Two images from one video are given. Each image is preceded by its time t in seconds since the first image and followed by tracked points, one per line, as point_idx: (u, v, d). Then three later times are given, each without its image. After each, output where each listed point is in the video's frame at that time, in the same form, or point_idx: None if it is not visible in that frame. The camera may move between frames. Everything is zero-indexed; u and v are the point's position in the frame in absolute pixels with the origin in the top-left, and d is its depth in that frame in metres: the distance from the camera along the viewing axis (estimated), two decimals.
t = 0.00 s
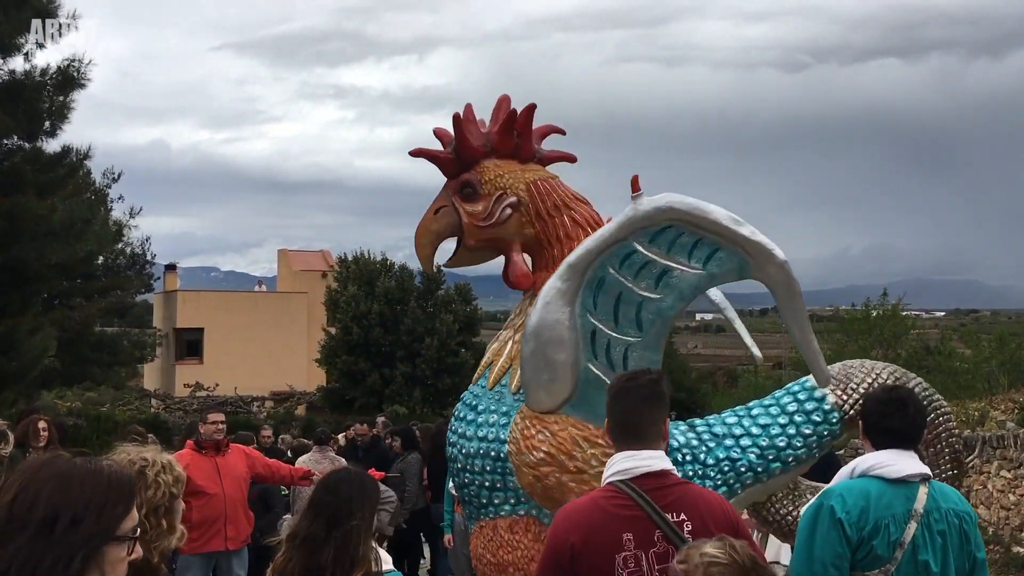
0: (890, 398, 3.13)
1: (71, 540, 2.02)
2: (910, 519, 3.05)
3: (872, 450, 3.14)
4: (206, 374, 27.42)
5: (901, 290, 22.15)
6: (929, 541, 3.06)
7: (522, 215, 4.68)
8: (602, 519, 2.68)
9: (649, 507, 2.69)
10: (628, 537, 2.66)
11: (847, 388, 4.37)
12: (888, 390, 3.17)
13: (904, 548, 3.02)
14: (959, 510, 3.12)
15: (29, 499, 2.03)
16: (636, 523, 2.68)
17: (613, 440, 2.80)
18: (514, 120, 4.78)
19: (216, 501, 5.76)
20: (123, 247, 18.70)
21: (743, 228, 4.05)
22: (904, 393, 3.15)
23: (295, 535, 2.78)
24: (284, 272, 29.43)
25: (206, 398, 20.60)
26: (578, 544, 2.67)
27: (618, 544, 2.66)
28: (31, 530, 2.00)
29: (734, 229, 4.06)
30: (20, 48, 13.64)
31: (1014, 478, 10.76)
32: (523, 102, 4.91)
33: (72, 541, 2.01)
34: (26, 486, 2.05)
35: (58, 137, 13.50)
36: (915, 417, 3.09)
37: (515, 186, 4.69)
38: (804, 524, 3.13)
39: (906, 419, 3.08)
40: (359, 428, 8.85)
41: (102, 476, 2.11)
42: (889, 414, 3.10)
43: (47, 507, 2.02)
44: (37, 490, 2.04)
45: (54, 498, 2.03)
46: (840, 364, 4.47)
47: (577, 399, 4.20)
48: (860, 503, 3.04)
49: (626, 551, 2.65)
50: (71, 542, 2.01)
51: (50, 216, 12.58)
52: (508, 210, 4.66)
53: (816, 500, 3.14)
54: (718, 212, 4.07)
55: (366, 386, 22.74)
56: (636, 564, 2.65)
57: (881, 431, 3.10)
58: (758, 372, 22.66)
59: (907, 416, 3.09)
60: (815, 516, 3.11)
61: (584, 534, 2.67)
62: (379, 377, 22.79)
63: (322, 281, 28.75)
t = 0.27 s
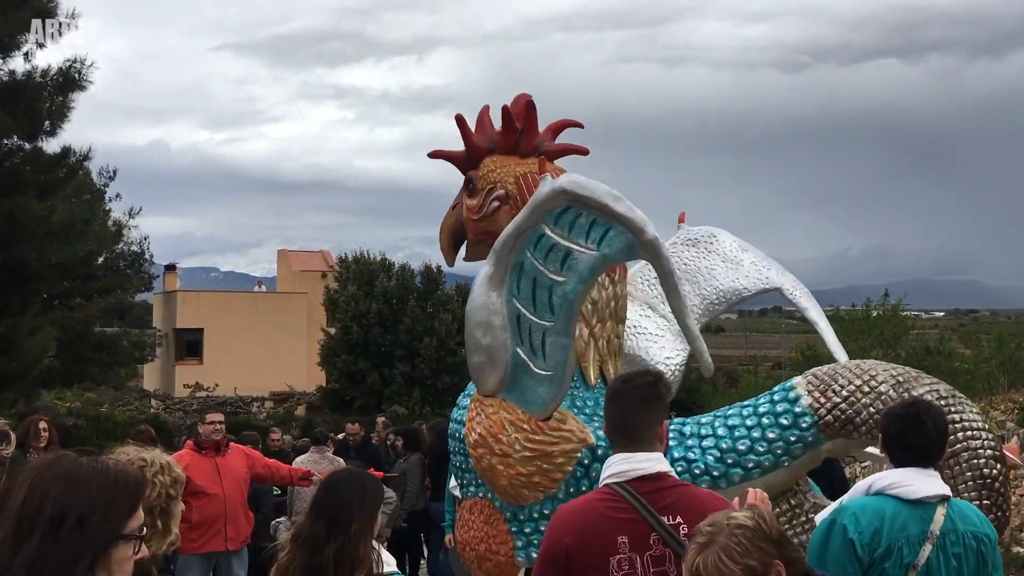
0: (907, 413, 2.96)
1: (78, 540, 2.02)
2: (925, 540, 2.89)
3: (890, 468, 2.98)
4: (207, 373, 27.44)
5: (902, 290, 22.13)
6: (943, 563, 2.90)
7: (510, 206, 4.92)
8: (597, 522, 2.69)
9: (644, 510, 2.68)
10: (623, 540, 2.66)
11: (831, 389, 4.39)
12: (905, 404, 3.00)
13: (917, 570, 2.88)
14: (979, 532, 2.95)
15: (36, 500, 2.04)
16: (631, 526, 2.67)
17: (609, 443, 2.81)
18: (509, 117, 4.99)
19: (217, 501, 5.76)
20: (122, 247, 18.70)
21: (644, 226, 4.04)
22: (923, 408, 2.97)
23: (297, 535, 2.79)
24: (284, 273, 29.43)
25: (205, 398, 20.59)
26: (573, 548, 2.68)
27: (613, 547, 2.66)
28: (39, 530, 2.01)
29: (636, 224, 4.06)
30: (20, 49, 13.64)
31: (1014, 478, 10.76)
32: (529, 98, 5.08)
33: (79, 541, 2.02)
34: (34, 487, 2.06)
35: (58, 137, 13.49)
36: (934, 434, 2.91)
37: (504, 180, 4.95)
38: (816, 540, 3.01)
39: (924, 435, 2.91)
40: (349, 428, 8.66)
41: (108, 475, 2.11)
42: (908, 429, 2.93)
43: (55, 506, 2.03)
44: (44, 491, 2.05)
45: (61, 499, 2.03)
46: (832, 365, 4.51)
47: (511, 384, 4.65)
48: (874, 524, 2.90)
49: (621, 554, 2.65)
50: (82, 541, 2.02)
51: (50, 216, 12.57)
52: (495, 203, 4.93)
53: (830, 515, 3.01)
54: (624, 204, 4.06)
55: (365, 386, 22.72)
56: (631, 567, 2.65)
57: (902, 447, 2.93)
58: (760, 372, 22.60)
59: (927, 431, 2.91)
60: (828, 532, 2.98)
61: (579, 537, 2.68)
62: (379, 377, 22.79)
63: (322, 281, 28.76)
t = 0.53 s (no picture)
0: (922, 434, 2.89)
1: (80, 539, 2.02)
2: (940, 569, 2.87)
3: (903, 493, 2.93)
4: (206, 374, 27.42)
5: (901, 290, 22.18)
6: None
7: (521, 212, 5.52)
8: (592, 523, 2.70)
9: (639, 511, 2.68)
10: (618, 540, 2.67)
11: (770, 395, 4.58)
12: (919, 424, 2.92)
13: None
14: (996, 557, 2.92)
15: (38, 499, 2.03)
16: (626, 526, 2.67)
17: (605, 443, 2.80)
18: (525, 127, 5.54)
19: (217, 502, 5.75)
20: (122, 247, 18.68)
21: (540, 233, 4.29)
22: (938, 428, 2.90)
23: (298, 535, 2.79)
24: (284, 273, 29.42)
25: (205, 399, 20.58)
26: (568, 550, 2.69)
27: (609, 548, 2.67)
28: (41, 529, 2.00)
29: (535, 231, 4.33)
30: (20, 48, 13.64)
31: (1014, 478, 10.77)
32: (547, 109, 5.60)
33: (82, 541, 2.01)
34: (34, 485, 2.04)
35: (58, 137, 13.47)
36: (949, 458, 2.85)
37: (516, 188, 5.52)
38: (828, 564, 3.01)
39: (935, 457, 2.85)
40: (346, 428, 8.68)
41: (109, 474, 2.10)
42: (921, 450, 2.87)
43: (57, 505, 2.02)
44: (46, 490, 2.04)
45: (64, 499, 2.02)
46: (777, 369, 4.69)
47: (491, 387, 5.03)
48: (885, 554, 2.88)
49: (616, 554, 2.66)
50: (84, 539, 2.01)
51: (49, 216, 12.57)
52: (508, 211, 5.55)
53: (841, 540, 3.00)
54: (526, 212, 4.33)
55: (365, 386, 22.73)
56: (627, 567, 2.66)
57: (913, 469, 2.88)
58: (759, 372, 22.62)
59: (939, 453, 2.85)
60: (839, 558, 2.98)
61: (574, 538, 2.69)
62: (378, 377, 22.79)
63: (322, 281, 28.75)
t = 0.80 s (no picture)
0: (905, 419, 2.89)
1: (80, 538, 2.02)
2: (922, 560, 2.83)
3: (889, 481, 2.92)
4: (206, 374, 27.41)
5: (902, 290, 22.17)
6: None
7: (527, 214, 5.56)
8: (588, 522, 2.70)
9: (635, 512, 2.68)
10: (614, 541, 2.67)
11: (714, 387, 4.22)
12: (904, 410, 2.92)
13: None
14: (985, 551, 2.84)
15: (37, 498, 2.03)
16: (622, 527, 2.67)
17: (600, 442, 2.81)
18: (529, 128, 5.59)
19: (216, 501, 5.75)
20: (122, 247, 18.68)
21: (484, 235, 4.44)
22: (923, 414, 2.89)
23: (295, 532, 2.79)
24: (284, 273, 29.42)
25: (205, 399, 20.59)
26: (564, 550, 2.69)
27: (604, 548, 2.66)
28: (40, 529, 2.00)
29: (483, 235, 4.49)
30: (19, 49, 13.65)
31: (1014, 477, 10.78)
32: (554, 109, 5.62)
33: (81, 538, 2.01)
34: (32, 485, 2.05)
35: (58, 137, 13.48)
36: (934, 441, 2.85)
37: (522, 191, 5.57)
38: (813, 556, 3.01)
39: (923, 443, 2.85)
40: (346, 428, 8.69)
41: (107, 474, 2.10)
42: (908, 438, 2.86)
43: (57, 503, 2.02)
44: (44, 490, 2.04)
45: (62, 498, 2.03)
46: (721, 361, 4.30)
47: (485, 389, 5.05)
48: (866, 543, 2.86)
49: (612, 555, 2.66)
50: (83, 538, 2.01)
51: (49, 215, 12.57)
52: (515, 213, 5.59)
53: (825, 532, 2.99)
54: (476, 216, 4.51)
55: (365, 386, 22.71)
56: (623, 568, 2.65)
57: (899, 457, 2.87)
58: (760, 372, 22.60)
59: (924, 439, 2.85)
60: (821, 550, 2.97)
61: (570, 539, 2.69)
62: (378, 377, 22.79)
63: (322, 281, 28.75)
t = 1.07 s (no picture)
0: (887, 392, 2.90)
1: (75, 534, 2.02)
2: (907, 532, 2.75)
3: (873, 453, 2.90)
4: (206, 374, 27.43)
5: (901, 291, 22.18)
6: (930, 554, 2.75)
7: (526, 225, 5.50)
8: (583, 519, 2.70)
9: (631, 507, 2.68)
10: (610, 536, 2.68)
11: (689, 396, 4.26)
12: (886, 384, 2.94)
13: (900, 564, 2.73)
14: (971, 520, 2.79)
15: (32, 494, 2.04)
16: (617, 522, 2.68)
17: (596, 436, 2.81)
18: (528, 138, 5.54)
19: (214, 501, 5.75)
20: (122, 247, 18.69)
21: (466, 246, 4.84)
22: (905, 386, 2.91)
23: (283, 531, 2.79)
24: (284, 273, 29.42)
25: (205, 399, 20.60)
26: (559, 544, 2.71)
27: (600, 544, 2.67)
28: (35, 524, 2.01)
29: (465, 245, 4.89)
30: (19, 48, 13.66)
31: (1013, 477, 10.77)
32: (553, 119, 5.56)
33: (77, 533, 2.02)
34: (27, 481, 2.06)
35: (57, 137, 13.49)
36: (918, 410, 2.86)
37: (521, 202, 5.51)
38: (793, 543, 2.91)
39: (907, 416, 2.85)
40: (348, 427, 8.65)
41: (102, 470, 2.11)
42: (891, 411, 2.87)
43: (54, 499, 2.03)
44: (39, 486, 2.04)
45: (58, 493, 2.03)
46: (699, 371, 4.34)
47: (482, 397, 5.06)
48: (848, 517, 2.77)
49: (608, 551, 2.67)
50: (80, 534, 2.01)
51: (49, 215, 12.58)
52: (514, 224, 5.54)
53: (804, 516, 2.90)
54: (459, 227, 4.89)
55: (365, 386, 22.72)
56: (618, 563, 2.67)
57: (885, 431, 2.88)
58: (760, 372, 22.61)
59: (906, 411, 2.86)
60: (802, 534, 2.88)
61: (564, 534, 2.70)
62: (378, 377, 22.78)
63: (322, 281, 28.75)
